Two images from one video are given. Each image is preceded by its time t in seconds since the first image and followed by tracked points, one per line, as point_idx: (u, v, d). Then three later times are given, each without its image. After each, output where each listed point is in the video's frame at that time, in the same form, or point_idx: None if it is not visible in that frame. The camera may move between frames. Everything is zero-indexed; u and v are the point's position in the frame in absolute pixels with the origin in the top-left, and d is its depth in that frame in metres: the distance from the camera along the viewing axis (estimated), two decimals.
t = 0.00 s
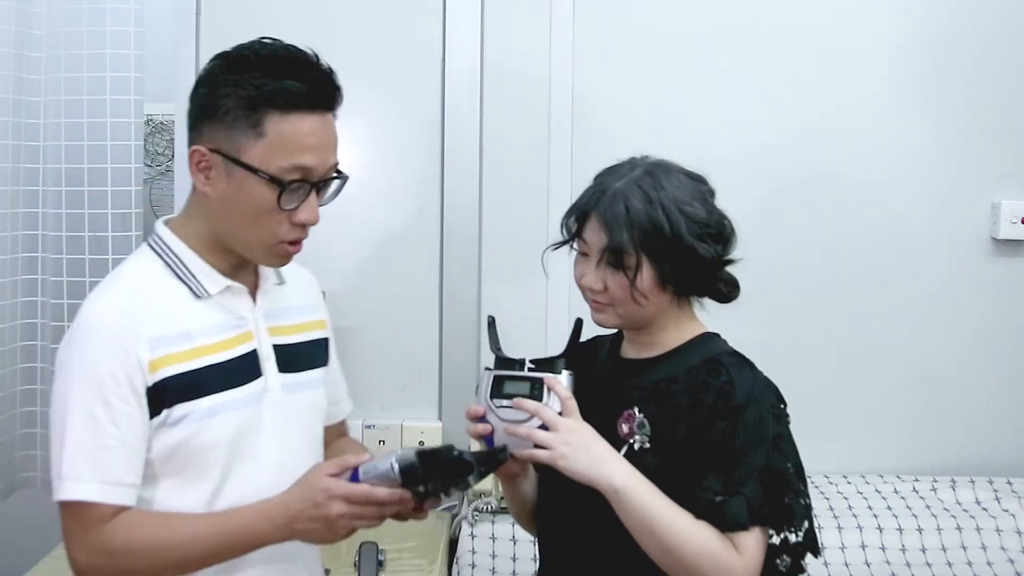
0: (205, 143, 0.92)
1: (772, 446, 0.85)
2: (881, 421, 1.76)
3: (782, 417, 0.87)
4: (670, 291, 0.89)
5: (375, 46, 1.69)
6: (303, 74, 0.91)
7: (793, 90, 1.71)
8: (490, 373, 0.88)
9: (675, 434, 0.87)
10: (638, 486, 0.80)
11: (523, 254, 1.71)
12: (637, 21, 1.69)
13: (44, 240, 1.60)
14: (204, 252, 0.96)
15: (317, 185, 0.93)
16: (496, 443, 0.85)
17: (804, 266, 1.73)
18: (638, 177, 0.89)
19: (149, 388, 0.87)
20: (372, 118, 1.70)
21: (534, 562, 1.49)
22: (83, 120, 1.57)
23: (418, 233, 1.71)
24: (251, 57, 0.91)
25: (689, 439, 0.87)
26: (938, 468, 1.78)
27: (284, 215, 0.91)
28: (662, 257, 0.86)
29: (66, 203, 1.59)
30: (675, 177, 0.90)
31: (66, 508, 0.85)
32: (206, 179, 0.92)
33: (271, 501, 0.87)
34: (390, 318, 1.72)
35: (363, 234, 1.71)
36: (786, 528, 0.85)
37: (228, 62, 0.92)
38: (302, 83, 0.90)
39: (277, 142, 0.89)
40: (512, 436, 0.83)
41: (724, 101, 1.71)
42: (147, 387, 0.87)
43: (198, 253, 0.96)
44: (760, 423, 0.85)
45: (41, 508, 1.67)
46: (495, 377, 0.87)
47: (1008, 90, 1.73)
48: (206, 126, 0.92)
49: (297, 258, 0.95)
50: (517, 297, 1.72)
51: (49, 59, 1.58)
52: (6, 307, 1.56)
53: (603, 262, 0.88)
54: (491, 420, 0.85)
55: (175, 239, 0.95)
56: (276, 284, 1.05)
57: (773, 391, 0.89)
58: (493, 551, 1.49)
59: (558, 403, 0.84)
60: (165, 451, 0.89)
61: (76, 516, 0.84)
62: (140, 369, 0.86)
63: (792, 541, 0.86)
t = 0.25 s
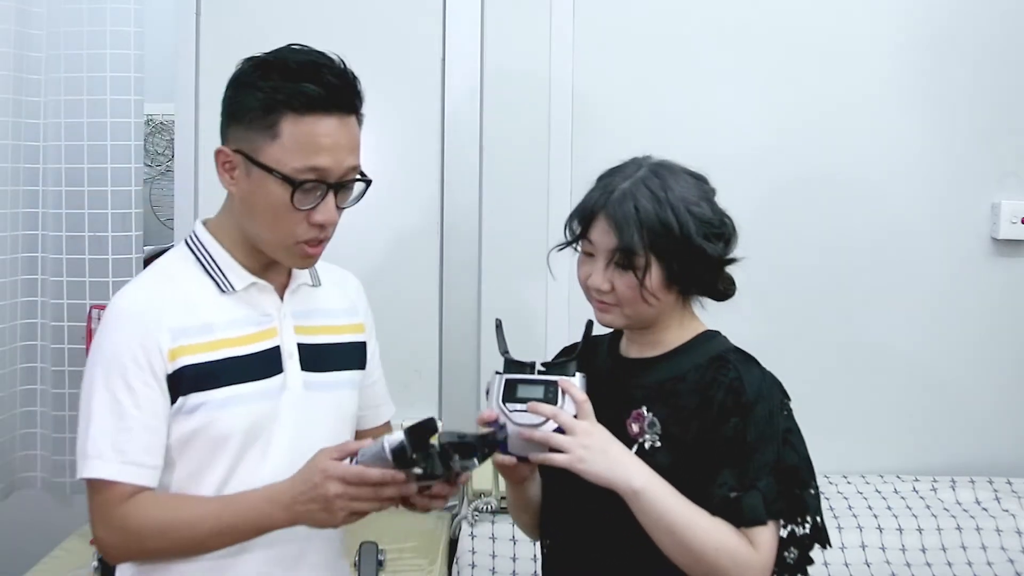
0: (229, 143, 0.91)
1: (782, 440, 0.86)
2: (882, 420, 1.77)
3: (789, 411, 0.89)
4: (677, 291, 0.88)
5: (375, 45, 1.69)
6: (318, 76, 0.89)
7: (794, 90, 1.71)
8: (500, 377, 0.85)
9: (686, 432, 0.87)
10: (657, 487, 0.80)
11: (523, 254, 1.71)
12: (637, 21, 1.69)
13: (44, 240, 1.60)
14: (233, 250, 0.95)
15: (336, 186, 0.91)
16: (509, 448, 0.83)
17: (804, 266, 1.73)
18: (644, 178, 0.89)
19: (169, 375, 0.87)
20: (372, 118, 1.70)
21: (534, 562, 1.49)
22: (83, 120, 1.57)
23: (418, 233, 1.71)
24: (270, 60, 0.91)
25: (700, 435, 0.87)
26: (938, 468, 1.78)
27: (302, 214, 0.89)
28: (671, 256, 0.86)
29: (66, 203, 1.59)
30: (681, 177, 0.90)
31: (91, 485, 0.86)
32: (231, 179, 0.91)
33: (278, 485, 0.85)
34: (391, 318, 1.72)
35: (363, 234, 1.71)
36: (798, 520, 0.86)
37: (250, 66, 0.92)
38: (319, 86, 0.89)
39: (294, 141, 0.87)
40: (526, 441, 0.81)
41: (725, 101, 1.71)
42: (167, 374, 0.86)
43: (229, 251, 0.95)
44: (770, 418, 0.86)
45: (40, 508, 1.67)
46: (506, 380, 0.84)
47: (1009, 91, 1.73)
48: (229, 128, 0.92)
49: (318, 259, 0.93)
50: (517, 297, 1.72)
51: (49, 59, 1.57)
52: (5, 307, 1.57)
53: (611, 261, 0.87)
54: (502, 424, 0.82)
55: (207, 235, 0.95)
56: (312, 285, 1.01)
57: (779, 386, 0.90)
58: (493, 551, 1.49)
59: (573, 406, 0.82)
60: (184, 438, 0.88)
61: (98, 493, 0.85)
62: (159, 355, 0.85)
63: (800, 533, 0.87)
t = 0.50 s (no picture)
0: (242, 136, 0.92)
1: (788, 435, 0.87)
2: (882, 420, 1.77)
3: (793, 407, 0.89)
4: (680, 291, 0.88)
5: (375, 45, 1.69)
6: (331, 72, 0.90)
7: (794, 90, 1.71)
8: (507, 378, 0.85)
9: (694, 430, 0.88)
10: (668, 484, 0.80)
11: (523, 254, 1.71)
12: (638, 21, 1.69)
13: (44, 240, 1.60)
14: (242, 244, 0.95)
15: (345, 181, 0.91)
16: (522, 449, 0.83)
17: (804, 267, 1.73)
18: (647, 178, 0.89)
19: (181, 367, 0.87)
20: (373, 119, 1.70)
21: (534, 562, 1.49)
22: (83, 120, 1.57)
23: (418, 234, 1.71)
24: (284, 56, 0.91)
25: (708, 433, 0.87)
26: (939, 468, 1.78)
27: (309, 207, 0.89)
28: (675, 256, 0.86)
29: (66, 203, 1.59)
30: (683, 178, 0.90)
31: (101, 477, 0.86)
32: (242, 171, 0.92)
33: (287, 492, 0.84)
34: (391, 318, 1.72)
35: (363, 234, 1.71)
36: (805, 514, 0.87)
37: (264, 62, 0.92)
38: (333, 81, 0.89)
39: (305, 134, 0.88)
40: (538, 443, 0.81)
41: (725, 102, 1.71)
42: (178, 366, 0.86)
43: (239, 246, 0.95)
44: (776, 414, 0.86)
45: (40, 508, 1.67)
46: (515, 382, 0.84)
47: (1009, 91, 1.73)
48: (242, 122, 0.92)
49: (324, 252, 0.93)
50: (517, 297, 1.72)
51: (49, 58, 1.57)
52: (6, 307, 1.57)
53: (615, 262, 0.86)
54: (514, 425, 0.83)
55: (219, 231, 0.96)
56: (322, 283, 1.01)
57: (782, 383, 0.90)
58: (494, 551, 1.49)
59: (585, 407, 0.81)
60: (194, 432, 0.88)
61: (108, 485, 0.85)
62: (171, 347, 0.85)
63: (803, 526, 0.90)
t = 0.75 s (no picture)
0: (245, 134, 0.91)
1: (794, 433, 0.87)
2: (883, 420, 1.76)
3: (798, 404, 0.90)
4: (683, 291, 0.88)
5: (375, 46, 1.68)
6: (338, 73, 0.90)
7: (794, 90, 1.71)
8: (517, 382, 0.84)
9: (701, 430, 0.87)
10: (679, 485, 0.80)
11: (523, 254, 1.71)
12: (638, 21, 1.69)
13: (44, 240, 1.60)
14: (242, 244, 0.95)
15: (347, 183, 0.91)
16: (533, 453, 0.82)
17: (804, 267, 1.73)
18: (652, 178, 0.89)
19: (180, 368, 0.86)
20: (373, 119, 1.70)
21: (534, 562, 1.49)
22: (83, 120, 1.57)
23: (418, 234, 1.71)
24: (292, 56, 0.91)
25: (716, 432, 0.87)
26: (939, 468, 1.78)
27: (311, 208, 0.88)
28: (679, 257, 0.86)
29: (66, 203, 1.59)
30: (687, 178, 0.90)
31: (100, 478, 0.85)
32: (244, 169, 0.91)
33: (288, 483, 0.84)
34: (391, 318, 1.72)
35: (364, 234, 1.71)
36: (815, 511, 0.87)
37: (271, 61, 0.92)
38: (340, 83, 0.89)
39: (308, 135, 0.87)
40: (548, 446, 0.81)
41: (725, 102, 1.71)
42: (178, 366, 0.86)
43: (238, 247, 0.95)
44: (782, 412, 0.87)
45: (40, 508, 1.67)
46: (525, 385, 0.83)
47: (1010, 91, 1.73)
48: (246, 120, 0.92)
49: (320, 253, 0.93)
50: (517, 297, 1.72)
51: (49, 58, 1.57)
52: (6, 307, 1.56)
53: (620, 262, 0.86)
54: (525, 429, 0.82)
55: (218, 230, 0.95)
56: (320, 283, 1.01)
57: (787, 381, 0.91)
58: (494, 551, 1.49)
59: (594, 410, 0.81)
60: (194, 432, 0.88)
61: (109, 485, 0.84)
62: (171, 348, 0.85)
63: (809, 522, 0.88)
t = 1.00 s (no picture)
0: (240, 134, 0.91)
1: (806, 437, 0.87)
2: (883, 421, 1.76)
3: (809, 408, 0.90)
4: (694, 294, 0.88)
5: (375, 45, 1.68)
6: (334, 72, 0.90)
7: (794, 90, 1.71)
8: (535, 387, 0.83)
9: (714, 434, 0.87)
10: (695, 492, 0.80)
11: (524, 254, 1.71)
12: (638, 21, 1.69)
13: (44, 240, 1.59)
14: (236, 246, 0.94)
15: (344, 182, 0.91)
16: (550, 459, 0.82)
17: (805, 267, 1.73)
18: (667, 181, 0.88)
19: (175, 370, 0.86)
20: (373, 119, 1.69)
21: (534, 562, 1.49)
22: (83, 120, 1.57)
23: (418, 234, 1.71)
24: (286, 55, 0.91)
25: (729, 436, 0.87)
26: (939, 469, 1.78)
27: (309, 207, 0.88)
28: (692, 260, 0.86)
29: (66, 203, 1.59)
30: (702, 181, 0.89)
31: (96, 482, 0.85)
32: (239, 170, 0.91)
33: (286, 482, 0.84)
34: (392, 319, 1.72)
35: (364, 234, 1.71)
36: (826, 513, 0.88)
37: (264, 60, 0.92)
38: (336, 81, 0.89)
39: (305, 133, 0.87)
40: (566, 452, 0.80)
41: (725, 102, 1.70)
42: (172, 369, 0.86)
43: (231, 249, 0.94)
44: (794, 416, 0.87)
45: (40, 508, 1.66)
46: (542, 391, 0.82)
47: (1010, 91, 1.73)
48: (240, 119, 0.91)
49: (318, 253, 0.93)
50: (518, 297, 1.71)
51: (49, 58, 1.57)
52: (6, 307, 1.56)
53: (632, 264, 0.86)
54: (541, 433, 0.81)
55: (211, 232, 0.95)
56: (314, 283, 1.00)
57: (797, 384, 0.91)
58: (494, 551, 1.49)
59: (612, 417, 0.81)
60: (189, 435, 0.88)
61: (106, 489, 0.84)
62: (164, 350, 0.85)
63: (817, 525, 0.87)
